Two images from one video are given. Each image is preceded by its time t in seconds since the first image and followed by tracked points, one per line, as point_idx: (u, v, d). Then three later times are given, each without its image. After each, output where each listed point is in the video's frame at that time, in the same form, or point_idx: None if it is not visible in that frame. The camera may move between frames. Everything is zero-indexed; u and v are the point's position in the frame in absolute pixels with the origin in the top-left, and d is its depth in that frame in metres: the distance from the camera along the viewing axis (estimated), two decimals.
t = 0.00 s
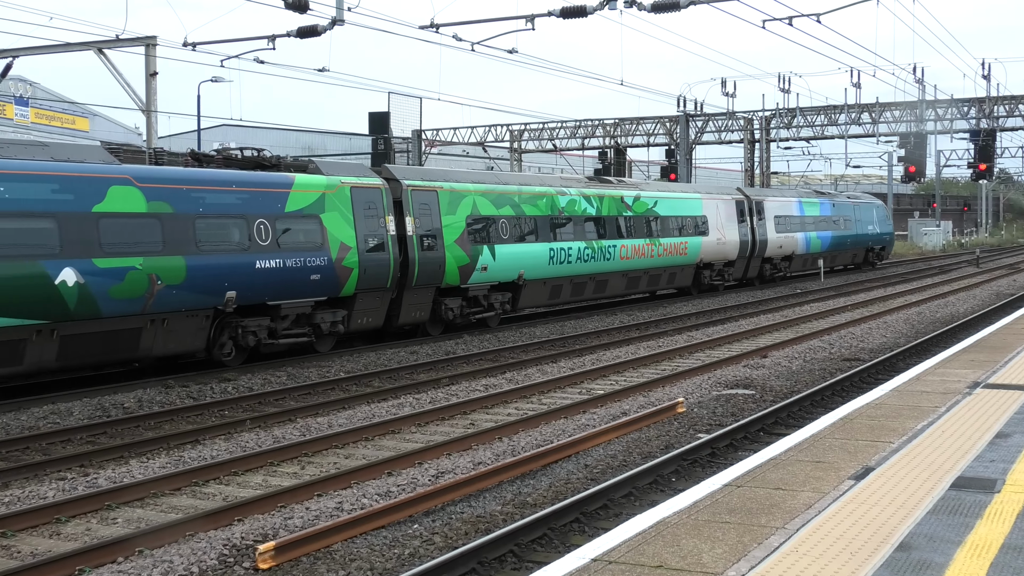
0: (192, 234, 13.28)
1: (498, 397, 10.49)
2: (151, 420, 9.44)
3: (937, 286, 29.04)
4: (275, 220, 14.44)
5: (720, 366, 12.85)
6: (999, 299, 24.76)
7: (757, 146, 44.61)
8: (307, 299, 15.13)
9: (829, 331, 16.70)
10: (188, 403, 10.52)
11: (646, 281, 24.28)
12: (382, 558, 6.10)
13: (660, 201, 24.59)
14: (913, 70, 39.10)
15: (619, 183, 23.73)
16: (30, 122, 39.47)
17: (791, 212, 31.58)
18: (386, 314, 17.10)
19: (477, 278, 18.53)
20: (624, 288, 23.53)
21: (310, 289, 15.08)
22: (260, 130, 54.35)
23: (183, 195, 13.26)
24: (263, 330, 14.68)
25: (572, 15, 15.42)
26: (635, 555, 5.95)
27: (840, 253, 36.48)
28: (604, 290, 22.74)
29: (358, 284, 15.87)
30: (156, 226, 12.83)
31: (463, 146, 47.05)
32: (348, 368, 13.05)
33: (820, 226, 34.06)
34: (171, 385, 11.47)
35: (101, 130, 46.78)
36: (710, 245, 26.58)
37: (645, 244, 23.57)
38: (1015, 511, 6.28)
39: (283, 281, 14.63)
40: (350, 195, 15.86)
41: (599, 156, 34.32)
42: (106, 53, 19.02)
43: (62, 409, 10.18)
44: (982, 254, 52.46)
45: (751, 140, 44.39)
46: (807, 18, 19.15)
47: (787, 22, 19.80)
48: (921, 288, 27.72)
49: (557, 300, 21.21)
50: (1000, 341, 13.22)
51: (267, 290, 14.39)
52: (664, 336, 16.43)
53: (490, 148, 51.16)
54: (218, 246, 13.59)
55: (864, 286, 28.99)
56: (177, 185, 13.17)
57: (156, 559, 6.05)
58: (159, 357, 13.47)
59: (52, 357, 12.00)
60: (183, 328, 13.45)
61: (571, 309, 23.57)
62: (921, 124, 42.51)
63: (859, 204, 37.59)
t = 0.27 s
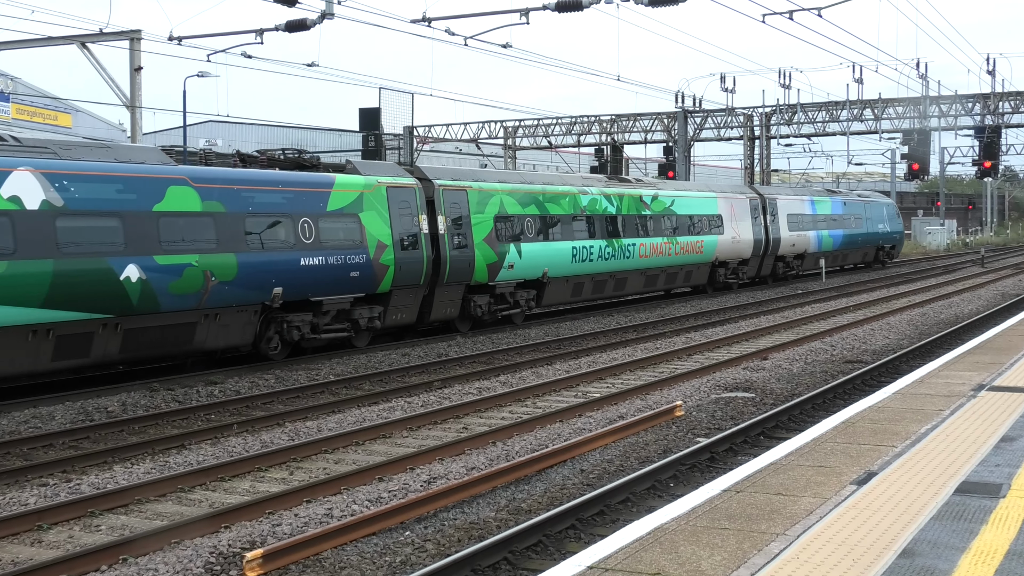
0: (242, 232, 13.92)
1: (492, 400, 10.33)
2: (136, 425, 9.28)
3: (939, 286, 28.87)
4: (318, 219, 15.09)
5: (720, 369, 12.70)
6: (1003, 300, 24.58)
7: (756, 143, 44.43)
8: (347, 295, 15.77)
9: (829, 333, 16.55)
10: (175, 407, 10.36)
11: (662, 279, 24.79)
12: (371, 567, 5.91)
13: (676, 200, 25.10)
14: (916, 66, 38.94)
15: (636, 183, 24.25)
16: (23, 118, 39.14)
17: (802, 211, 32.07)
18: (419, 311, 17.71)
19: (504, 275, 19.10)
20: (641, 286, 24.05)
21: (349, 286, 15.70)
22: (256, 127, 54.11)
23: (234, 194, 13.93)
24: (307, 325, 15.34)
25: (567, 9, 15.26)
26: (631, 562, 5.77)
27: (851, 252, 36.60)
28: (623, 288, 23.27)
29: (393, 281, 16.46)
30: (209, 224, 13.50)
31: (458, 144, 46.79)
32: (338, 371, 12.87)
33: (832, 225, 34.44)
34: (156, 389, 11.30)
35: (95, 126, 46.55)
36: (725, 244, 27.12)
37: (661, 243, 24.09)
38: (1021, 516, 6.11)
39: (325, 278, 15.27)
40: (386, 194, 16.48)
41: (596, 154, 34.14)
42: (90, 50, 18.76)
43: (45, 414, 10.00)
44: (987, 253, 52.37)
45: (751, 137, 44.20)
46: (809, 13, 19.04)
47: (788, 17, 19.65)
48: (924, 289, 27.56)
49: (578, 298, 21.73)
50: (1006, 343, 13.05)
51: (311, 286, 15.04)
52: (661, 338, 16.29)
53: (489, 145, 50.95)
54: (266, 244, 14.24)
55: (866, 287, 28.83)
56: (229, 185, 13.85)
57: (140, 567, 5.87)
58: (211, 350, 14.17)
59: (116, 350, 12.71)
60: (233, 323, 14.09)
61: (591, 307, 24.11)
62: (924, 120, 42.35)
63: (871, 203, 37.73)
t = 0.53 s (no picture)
0: (283, 232, 14.43)
1: (485, 404, 10.19)
2: (121, 429, 9.15)
3: (939, 287, 28.76)
4: (352, 219, 15.58)
5: (718, 372, 12.57)
6: (1006, 302, 24.45)
7: (753, 142, 44.28)
8: (380, 293, 16.28)
9: (829, 335, 16.44)
10: (160, 411, 10.22)
11: (677, 279, 25.20)
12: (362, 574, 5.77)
13: (691, 200, 25.53)
14: (918, 63, 38.75)
15: (652, 183, 24.69)
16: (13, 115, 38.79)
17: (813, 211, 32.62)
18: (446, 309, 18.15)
19: (527, 274, 19.52)
20: (657, 285, 24.47)
21: (382, 284, 16.20)
22: (250, 125, 53.82)
23: (274, 195, 14.45)
24: (341, 322, 15.81)
25: (563, 4, 15.10)
26: (628, 569, 5.63)
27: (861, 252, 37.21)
28: (641, 287, 23.69)
29: (422, 280, 16.94)
30: (252, 223, 14.01)
31: (451, 142, 46.47)
32: (326, 375, 12.71)
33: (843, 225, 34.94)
34: (140, 393, 11.13)
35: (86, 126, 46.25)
36: (739, 243, 27.61)
37: (677, 242, 24.52)
38: None
39: (360, 277, 15.78)
40: (415, 195, 16.97)
41: (592, 153, 33.94)
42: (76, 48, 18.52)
43: (27, 418, 9.84)
44: (990, 254, 52.27)
45: (750, 135, 44.02)
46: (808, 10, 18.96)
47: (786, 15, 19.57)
48: (926, 290, 27.42)
49: (597, 296, 22.14)
50: (1010, 345, 12.93)
51: (346, 284, 15.53)
52: (659, 341, 16.17)
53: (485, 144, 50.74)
54: (304, 242, 14.72)
55: (866, 288, 28.70)
56: (270, 185, 14.36)
57: None
58: (251, 347, 14.64)
59: (164, 346, 13.18)
60: (274, 320, 14.62)
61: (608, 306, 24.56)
62: (926, 118, 42.18)
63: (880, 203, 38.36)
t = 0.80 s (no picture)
0: (326, 232, 15.07)
1: (479, 409, 10.07)
2: (106, 435, 9.04)
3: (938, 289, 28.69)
4: (390, 220, 16.22)
5: (717, 376, 12.46)
6: (1007, 304, 24.34)
7: (751, 141, 44.12)
8: (415, 291, 16.95)
9: (828, 337, 16.35)
10: (147, 416, 10.09)
11: (690, 279, 25.94)
12: None
13: (705, 201, 26.28)
14: (919, 61, 38.62)
15: (668, 184, 25.41)
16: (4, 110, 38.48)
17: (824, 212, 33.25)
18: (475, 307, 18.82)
19: (549, 273, 20.15)
20: (672, 285, 25.20)
21: (417, 283, 16.86)
22: (245, 124, 53.52)
23: (318, 196, 15.07)
24: (378, 320, 16.52)
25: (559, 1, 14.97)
26: None
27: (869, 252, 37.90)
28: (657, 286, 24.44)
29: (453, 279, 17.62)
30: (298, 224, 14.65)
31: (445, 141, 46.23)
32: (315, 379, 12.57)
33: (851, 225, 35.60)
34: (127, 397, 11.00)
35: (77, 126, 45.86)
36: (751, 244, 28.33)
37: (692, 243, 25.27)
38: None
39: (397, 276, 16.44)
40: (448, 196, 17.60)
41: (587, 152, 33.76)
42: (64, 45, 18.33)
43: (11, 423, 9.71)
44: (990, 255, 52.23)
45: (749, 134, 43.88)
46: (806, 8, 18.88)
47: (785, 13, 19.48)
48: (927, 292, 27.29)
49: (615, 295, 22.89)
50: (1012, 348, 12.83)
51: (384, 282, 16.20)
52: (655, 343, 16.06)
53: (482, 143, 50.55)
54: (346, 243, 15.38)
55: (865, 290, 28.62)
56: (314, 187, 14.98)
57: None
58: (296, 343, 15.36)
59: (218, 341, 13.92)
60: (318, 316, 15.36)
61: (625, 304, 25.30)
62: (928, 117, 42.02)
63: (887, 204, 39.05)
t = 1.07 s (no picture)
0: (371, 234, 16.02)
1: (474, 411, 10.07)
2: (100, 437, 9.05)
3: (933, 291, 28.76)
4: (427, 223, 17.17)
5: (712, 378, 12.48)
6: (1002, 306, 24.41)
7: (746, 144, 44.15)
8: (449, 290, 17.89)
9: (824, 339, 16.38)
10: (141, 418, 10.09)
11: (702, 279, 26.78)
12: None
13: (717, 204, 27.16)
14: (914, 64, 38.70)
15: (682, 188, 26.30)
16: None
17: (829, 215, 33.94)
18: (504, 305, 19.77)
19: (573, 273, 21.10)
20: (685, 285, 26.04)
21: (452, 282, 17.79)
22: (239, 126, 53.40)
23: (364, 200, 16.01)
24: (417, 317, 17.46)
25: (553, 3, 14.99)
26: None
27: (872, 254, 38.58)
28: (671, 286, 25.29)
29: (485, 278, 18.56)
30: (345, 226, 15.59)
31: (439, 143, 46.17)
32: (311, 381, 12.58)
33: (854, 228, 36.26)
34: (120, 400, 11.00)
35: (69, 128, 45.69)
36: (759, 247, 29.11)
37: (705, 244, 26.12)
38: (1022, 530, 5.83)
39: (433, 276, 17.38)
40: (479, 200, 18.54)
41: (581, 154, 33.76)
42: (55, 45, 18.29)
43: (4, 426, 9.70)
44: (986, 258, 52.40)
45: (744, 137, 43.93)
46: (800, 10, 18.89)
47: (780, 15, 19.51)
48: (922, 295, 27.35)
49: (632, 295, 23.75)
50: (1007, 351, 12.87)
51: (423, 281, 17.14)
52: (650, 346, 16.07)
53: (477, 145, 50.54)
54: (388, 244, 16.33)
55: (860, 293, 28.67)
56: (360, 192, 15.93)
57: None
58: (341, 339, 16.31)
59: (274, 336, 14.87)
60: (362, 313, 16.29)
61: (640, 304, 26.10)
62: (923, 120, 42.11)
63: (890, 206, 39.63)
